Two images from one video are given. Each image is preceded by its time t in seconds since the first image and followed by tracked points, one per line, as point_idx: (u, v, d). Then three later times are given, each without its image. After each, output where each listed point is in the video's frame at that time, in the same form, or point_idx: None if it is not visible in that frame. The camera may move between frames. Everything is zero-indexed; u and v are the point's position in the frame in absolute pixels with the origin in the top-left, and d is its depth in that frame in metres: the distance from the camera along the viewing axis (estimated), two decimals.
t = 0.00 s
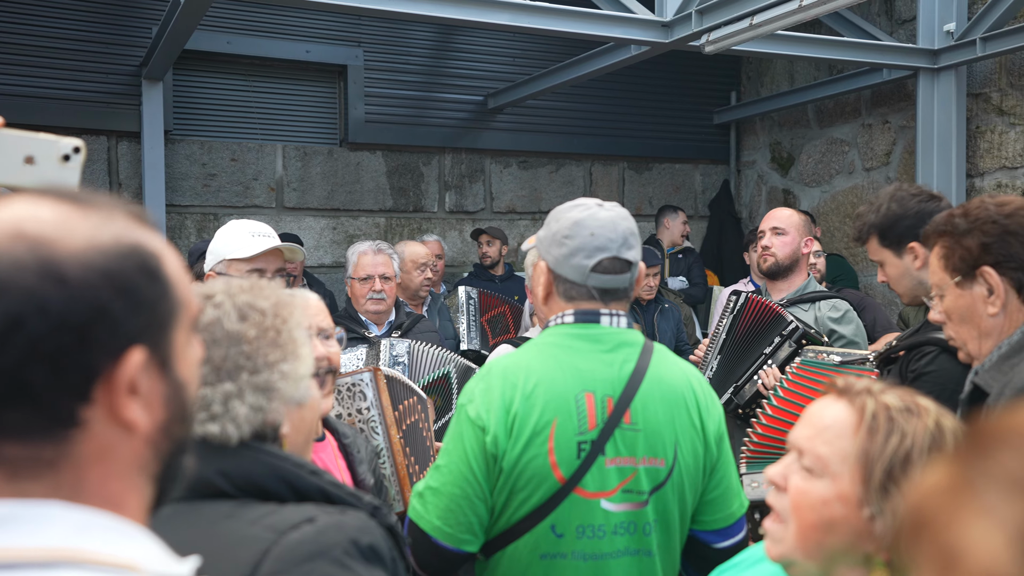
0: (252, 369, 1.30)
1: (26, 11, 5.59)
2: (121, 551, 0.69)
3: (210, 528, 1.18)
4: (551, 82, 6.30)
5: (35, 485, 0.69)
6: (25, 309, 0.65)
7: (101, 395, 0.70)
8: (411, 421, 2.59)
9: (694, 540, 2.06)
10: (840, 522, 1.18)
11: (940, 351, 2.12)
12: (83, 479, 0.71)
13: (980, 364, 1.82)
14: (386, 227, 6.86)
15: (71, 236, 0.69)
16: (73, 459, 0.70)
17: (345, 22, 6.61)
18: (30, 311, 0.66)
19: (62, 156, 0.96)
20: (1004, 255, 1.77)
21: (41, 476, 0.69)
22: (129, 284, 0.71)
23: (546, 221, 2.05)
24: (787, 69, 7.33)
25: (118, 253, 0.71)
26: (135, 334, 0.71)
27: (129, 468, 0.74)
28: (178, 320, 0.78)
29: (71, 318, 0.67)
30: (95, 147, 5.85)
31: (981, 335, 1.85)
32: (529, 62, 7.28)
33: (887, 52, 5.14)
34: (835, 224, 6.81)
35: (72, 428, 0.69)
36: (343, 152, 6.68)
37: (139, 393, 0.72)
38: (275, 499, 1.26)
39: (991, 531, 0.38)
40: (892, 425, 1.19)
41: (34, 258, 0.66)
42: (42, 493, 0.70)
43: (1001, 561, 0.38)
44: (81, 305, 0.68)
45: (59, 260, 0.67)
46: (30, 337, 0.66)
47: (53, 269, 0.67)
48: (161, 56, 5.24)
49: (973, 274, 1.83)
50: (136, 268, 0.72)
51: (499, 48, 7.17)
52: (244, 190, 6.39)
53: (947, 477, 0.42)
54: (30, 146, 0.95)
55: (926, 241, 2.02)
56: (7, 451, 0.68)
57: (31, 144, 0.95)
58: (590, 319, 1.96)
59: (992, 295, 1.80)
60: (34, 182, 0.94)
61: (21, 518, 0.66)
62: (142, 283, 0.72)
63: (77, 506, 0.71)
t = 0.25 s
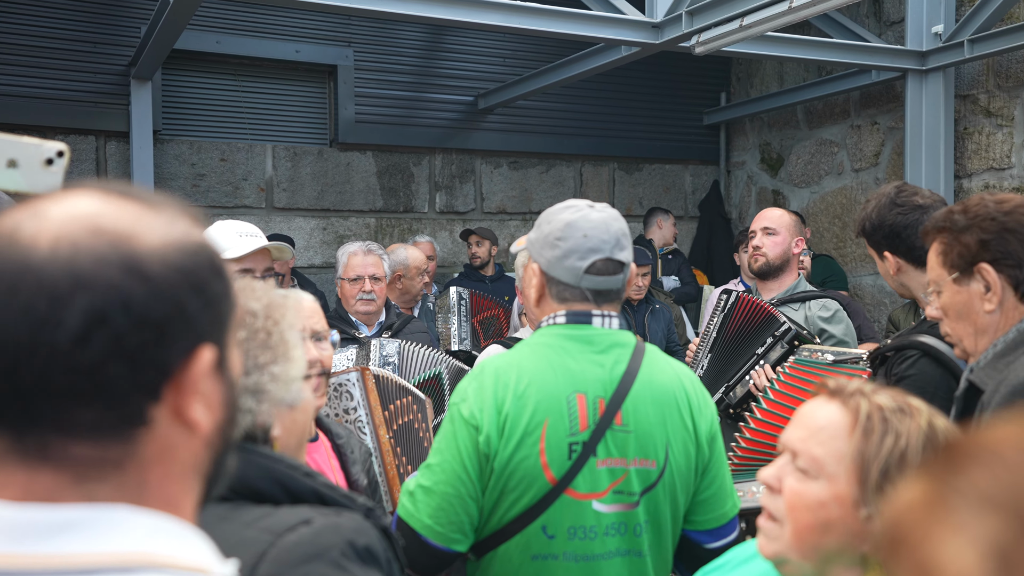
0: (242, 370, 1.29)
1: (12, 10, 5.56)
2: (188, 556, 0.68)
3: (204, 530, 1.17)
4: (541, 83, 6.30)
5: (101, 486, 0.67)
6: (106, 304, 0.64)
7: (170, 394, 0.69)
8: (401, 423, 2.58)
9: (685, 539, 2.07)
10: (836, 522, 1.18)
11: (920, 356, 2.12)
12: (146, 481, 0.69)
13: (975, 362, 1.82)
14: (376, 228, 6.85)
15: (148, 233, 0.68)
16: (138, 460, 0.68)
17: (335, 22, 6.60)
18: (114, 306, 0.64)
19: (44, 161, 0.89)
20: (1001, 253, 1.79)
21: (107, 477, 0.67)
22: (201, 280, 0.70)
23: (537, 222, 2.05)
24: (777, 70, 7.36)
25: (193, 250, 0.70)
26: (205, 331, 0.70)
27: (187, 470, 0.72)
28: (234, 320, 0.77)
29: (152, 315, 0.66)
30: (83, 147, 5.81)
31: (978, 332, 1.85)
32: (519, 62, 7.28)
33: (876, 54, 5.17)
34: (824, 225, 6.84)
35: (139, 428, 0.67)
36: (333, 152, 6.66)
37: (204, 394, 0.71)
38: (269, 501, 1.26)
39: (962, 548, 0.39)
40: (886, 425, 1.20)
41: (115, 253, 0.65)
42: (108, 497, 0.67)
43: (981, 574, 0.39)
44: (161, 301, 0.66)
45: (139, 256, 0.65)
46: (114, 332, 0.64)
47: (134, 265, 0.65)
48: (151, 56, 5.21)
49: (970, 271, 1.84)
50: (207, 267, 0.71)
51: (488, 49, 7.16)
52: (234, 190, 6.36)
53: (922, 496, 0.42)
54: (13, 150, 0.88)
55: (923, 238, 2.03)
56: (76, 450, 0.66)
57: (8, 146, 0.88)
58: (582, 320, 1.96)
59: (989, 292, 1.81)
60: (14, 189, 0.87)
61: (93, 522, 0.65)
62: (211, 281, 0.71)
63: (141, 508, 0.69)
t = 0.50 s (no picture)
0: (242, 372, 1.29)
1: (9, 10, 5.55)
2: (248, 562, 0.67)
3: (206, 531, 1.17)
4: (539, 83, 6.30)
5: (160, 492, 0.67)
6: (173, 306, 0.63)
7: (229, 398, 0.69)
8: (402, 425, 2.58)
9: (685, 541, 2.07)
10: (839, 523, 1.18)
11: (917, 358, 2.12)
12: (203, 486, 0.69)
13: (979, 367, 1.83)
14: (374, 228, 6.84)
15: (213, 232, 0.67)
16: (197, 465, 0.68)
17: (332, 22, 6.59)
18: (181, 307, 0.64)
19: (43, 163, 0.89)
20: (1004, 257, 1.79)
21: (168, 483, 0.67)
22: (262, 282, 0.70)
23: (536, 224, 2.05)
24: (774, 70, 7.37)
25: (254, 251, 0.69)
26: (263, 335, 0.70)
27: (239, 475, 0.72)
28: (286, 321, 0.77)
29: (217, 317, 0.65)
30: (80, 147, 5.80)
31: (981, 337, 1.87)
32: (516, 63, 7.28)
33: (873, 54, 5.17)
34: (821, 225, 6.85)
35: (200, 432, 0.67)
36: (331, 152, 6.65)
37: (259, 398, 0.71)
38: (270, 502, 1.27)
39: (973, 542, 0.38)
40: (889, 427, 1.21)
41: (182, 254, 0.64)
42: (169, 502, 0.67)
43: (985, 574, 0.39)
44: (226, 303, 0.66)
45: (205, 257, 0.65)
46: (180, 334, 0.64)
47: (201, 266, 0.65)
48: (148, 56, 5.20)
49: (973, 275, 1.85)
50: (267, 269, 0.71)
51: (486, 49, 7.16)
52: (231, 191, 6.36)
53: (931, 489, 0.42)
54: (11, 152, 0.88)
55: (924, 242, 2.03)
56: (138, 455, 0.66)
57: (8, 149, 0.88)
58: (581, 322, 1.96)
59: (993, 296, 1.82)
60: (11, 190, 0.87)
61: (154, 529, 0.64)
62: (271, 282, 0.71)
63: (200, 514, 0.69)
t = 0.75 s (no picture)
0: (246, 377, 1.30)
1: (9, 10, 5.55)
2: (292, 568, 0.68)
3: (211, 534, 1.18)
4: (539, 83, 6.31)
5: (200, 502, 0.67)
6: (218, 315, 0.64)
7: (267, 407, 0.70)
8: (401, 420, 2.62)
9: (685, 543, 2.07)
10: (845, 526, 1.19)
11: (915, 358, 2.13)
12: (241, 495, 0.70)
13: (989, 371, 1.84)
14: (373, 228, 6.85)
15: (255, 239, 0.67)
16: (235, 474, 0.69)
17: (333, 23, 6.60)
18: (225, 316, 0.65)
19: (50, 168, 0.89)
20: (1013, 260, 1.79)
21: (207, 493, 0.68)
22: (301, 290, 0.71)
23: (539, 225, 2.05)
24: (773, 71, 7.37)
25: (293, 258, 0.70)
26: (300, 344, 0.72)
27: (274, 482, 0.73)
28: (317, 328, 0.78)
29: (259, 326, 0.67)
30: (79, 148, 5.80)
31: (990, 340, 1.87)
32: (516, 63, 7.28)
33: (873, 55, 5.18)
34: (821, 226, 6.86)
35: (238, 441, 0.68)
36: (330, 152, 6.66)
37: (294, 406, 0.73)
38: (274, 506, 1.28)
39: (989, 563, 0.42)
40: (890, 429, 1.22)
41: (225, 262, 0.65)
42: (209, 511, 0.68)
43: None
44: (268, 312, 0.67)
45: (248, 265, 0.66)
46: (223, 343, 0.65)
47: (244, 275, 0.65)
48: (148, 57, 5.20)
49: (982, 278, 1.85)
50: (305, 277, 0.72)
51: (486, 49, 7.17)
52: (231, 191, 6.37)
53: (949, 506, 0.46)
54: (16, 156, 0.87)
55: (931, 247, 2.05)
56: (179, 466, 0.66)
57: (14, 153, 0.87)
58: (584, 324, 1.96)
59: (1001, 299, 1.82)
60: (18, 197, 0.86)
61: (197, 538, 0.65)
62: (309, 290, 0.72)
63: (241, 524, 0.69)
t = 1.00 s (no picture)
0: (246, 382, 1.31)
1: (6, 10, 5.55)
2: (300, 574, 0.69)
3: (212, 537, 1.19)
4: (536, 84, 6.31)
5: (209, 509, 0.68)
6: (224, 321, 0.65)
7: (274, 411, 0.71)
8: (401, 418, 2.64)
9: (683, 543, 2.09)
10: (844, 526, 1.20)
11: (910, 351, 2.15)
12: (250, 500, 0.71)
13: (986, 368, 1.85)
14: (370, 229, 6.85)
15: (259, 242, 0.68)
16: (244, 479, 0.70)
17: (330, 23, 6.60)
18: (232, 322, 0.65)
19: (47, 169, 0.89)
20: (1011, 257, 1.81)
21: (217, 499, 0.68)
22: (307, 292, 0.71)
23: (540, 226, 2.06)
24: (770, 71, 7.39)
25: (298, 259, 0.70)
26: (307, 346, 0.72)
27: (282, 486, 0.74)
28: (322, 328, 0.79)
29: (265, 330, 0.67)
30: (76, 148, 5.80)
31: (988, 337, 1.88)
32: (513, 63, 7.29)
33: (869, 56, 5.20)
34: (817, 226, 6.87)
35: (247, 446, 0.69)
36: (328, 153, 6.66)
37: (301, 409, 0.74)
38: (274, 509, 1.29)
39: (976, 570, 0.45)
40: (887, 429, 1.22)
41: (230, 266, 0.65)
42: (218, 517, 0.69)
43: None
44: (274, 316, 0.67)
45: (254, 270, 0.66)
46: (231, 349, 0.65)
47: (249, 279, 0.66)
48: (145, 57, 5.20)
49: (980, 276, 1.86)
50: (310, 278, 0.72)
51: (484, 50, 7.17)
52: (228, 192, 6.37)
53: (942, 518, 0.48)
54: (14, 158, 0.88)
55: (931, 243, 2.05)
56: (188, 473, 0.67)
57: (11, 154, 0.87)
58: (584, 324, 1.97)
59: (1000, 296, 1.83)
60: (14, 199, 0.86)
61: (207, 546, 0.65)
62: (315, 291, 0.72)
63: (252, 530, 0.70)
